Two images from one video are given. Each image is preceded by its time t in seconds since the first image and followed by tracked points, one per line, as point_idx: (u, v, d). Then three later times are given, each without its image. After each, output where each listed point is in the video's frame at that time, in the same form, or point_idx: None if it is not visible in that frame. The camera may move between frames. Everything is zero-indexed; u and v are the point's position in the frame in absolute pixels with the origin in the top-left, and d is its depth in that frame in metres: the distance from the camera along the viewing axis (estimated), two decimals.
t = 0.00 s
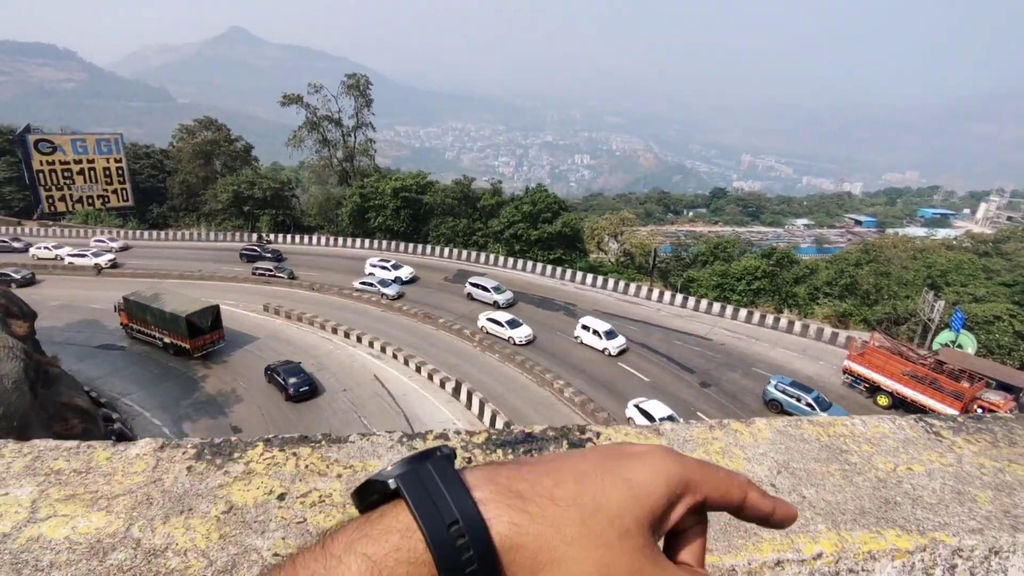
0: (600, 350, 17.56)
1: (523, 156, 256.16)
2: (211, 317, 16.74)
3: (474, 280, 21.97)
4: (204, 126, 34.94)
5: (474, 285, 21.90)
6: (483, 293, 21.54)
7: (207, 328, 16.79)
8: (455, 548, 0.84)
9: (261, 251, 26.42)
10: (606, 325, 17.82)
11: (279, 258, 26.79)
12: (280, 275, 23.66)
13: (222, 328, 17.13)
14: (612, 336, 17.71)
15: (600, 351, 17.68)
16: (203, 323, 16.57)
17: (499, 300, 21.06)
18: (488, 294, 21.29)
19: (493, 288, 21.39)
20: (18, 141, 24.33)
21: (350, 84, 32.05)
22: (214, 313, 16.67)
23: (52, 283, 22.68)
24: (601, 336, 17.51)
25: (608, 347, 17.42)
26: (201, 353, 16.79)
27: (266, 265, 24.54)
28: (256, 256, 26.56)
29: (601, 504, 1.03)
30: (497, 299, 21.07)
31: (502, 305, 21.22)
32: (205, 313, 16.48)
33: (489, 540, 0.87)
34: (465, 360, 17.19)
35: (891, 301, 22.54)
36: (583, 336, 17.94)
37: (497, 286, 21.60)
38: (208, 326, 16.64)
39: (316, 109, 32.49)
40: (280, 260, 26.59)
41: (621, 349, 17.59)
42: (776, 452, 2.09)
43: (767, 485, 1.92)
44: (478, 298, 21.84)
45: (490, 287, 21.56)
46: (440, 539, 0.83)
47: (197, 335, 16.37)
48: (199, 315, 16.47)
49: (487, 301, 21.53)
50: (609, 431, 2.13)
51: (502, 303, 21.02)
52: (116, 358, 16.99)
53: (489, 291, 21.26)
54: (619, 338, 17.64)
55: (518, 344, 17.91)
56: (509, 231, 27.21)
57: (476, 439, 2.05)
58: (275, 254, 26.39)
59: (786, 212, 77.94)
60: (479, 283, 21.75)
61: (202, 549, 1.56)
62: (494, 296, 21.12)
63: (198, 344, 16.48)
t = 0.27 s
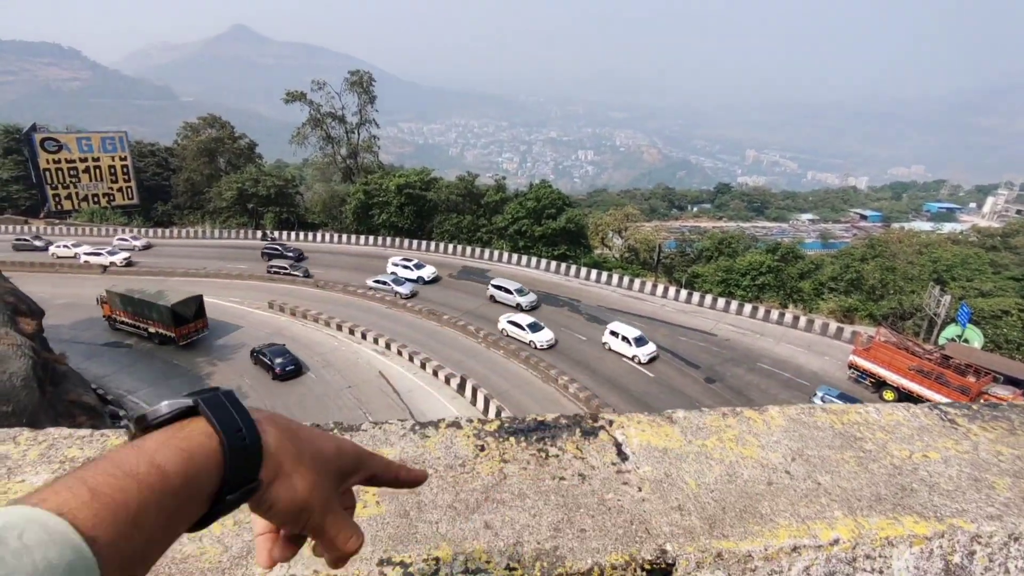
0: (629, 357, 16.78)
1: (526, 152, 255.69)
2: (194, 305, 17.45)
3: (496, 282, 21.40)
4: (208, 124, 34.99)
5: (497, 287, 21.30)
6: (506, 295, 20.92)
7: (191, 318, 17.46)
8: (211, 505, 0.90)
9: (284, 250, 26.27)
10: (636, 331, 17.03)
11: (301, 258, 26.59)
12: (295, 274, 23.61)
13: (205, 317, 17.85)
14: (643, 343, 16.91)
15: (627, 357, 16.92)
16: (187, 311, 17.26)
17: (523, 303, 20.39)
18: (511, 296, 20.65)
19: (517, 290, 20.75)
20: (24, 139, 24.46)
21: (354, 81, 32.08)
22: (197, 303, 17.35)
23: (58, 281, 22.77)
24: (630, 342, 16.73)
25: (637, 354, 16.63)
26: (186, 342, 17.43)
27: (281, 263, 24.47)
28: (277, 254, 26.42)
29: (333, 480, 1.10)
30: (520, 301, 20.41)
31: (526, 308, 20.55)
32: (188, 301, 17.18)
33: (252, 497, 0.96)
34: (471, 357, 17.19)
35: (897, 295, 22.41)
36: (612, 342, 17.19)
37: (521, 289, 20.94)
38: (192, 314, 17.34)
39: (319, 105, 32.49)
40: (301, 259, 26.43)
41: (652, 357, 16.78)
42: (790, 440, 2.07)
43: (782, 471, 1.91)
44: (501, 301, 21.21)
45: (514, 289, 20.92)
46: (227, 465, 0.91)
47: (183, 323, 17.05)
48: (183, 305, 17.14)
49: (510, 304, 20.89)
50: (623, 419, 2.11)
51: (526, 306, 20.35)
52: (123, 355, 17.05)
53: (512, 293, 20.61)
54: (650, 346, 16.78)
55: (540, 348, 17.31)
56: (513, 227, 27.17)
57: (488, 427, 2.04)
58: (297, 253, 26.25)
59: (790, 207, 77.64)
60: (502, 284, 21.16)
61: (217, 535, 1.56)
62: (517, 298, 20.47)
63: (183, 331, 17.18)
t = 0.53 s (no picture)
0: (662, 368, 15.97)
1: (532, 150, 255.21)
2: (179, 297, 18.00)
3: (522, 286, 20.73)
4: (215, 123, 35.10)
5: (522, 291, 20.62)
6: (531, 299, 20.22)
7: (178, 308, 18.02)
8: None
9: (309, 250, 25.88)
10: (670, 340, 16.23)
11: (325, 258, 26.28)
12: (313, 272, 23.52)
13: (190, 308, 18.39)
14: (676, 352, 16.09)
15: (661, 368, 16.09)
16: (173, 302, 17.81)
17: (548, 307, 19.68)
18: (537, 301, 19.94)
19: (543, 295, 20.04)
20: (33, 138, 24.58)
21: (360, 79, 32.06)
22: (182, 293, 17.89)
23: (67, 279, 22.91)
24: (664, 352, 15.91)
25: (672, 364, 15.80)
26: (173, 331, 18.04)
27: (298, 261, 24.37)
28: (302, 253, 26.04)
29: None
30: (546, 306, 19.70)
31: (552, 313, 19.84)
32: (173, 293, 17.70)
33: None
34: (476, 354, 17.19)
35: (907, 292, 22.21)
36: (643, 351, 16.40)
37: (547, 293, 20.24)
38: (178, 304, 17.91)
39: (326, 104, 32.34)
40: (326, 259, 26.13)
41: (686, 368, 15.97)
42: (801, 439, 2.03)
43: (792, 471, 1.87)
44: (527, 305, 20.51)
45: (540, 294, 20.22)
46: None
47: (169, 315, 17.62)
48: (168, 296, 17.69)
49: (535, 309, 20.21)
50: (631, 417, 2.08)
51: (551, 312, 19.62)
52: (132, 353, 17.13)
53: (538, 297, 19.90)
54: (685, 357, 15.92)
55: (563, 354, 16.68)
56: (519, 224, 27.11)
57: (493, 425, 2.01)
58: (323, 252, 25.91)
59: (798, 204, 77.13)
60: (528, 288, 20.47)
61: (219, 534, 1.54)
62: (544, 303, 19.76)
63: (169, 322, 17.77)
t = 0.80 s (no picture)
0: (698, 379, 15.14)
1: (537, 148, 254.91)
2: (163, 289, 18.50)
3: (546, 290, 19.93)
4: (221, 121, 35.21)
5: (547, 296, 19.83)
6: (556, 305, 19.42)
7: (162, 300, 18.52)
8: None
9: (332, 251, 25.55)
10: (706, 352, 15.43)
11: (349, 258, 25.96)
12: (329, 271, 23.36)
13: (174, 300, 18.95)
14: (714, 365, 15.26)
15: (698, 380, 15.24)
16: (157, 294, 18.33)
17: (574, 313, 18.87)
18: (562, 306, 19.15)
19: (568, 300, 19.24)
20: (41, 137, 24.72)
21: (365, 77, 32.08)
22: (167, 286, 18.38)
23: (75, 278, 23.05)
24: (700, 364, 15.02)
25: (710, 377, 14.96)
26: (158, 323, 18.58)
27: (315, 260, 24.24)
28: (326, 254, 25.74)
29: None
30: (571, 312, 18.90)
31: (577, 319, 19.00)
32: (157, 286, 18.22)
33: None
34: (481, 352, 17.21)
35: (913, 290, 22.10)
36: (676, 361, 15.61)
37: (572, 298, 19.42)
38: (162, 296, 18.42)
39: (331, 102, 32.50)
40: (349, 260, 25.81)
41: (722, 381, 15.18)
42: (809, 436, 2.02)
43: (801, 468, 1.86)
44: (551, 310, 19.74)
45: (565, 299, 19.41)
46: None
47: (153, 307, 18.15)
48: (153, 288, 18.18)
49: (559, 314, 19.40)
50: (637, 415, 2.07)
51: (576, 317, 18.80)
52: (139, 351, 17.23)
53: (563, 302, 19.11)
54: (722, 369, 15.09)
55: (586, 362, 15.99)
56: (524, 222, 27.09)
57: (500, 422, 2.01)
58: (347, 253, 25.60)
59: (804, 201, 76.80)
60: (553, 293, 19.66)
61: (227, 530, 1.55)
62: (568, 308, 18.96)
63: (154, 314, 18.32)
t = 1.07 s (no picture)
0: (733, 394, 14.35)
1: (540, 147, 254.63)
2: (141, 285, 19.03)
3: (569, 297, 19.22)
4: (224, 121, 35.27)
5: (569, 303, 19.13)
6: (579, 312, 18.70)
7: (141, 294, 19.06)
8: None
9: (352, 252, 25.18)
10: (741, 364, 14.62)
11: (369, 260, 25.59)
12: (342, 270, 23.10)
13: (152, 294, 19.51)
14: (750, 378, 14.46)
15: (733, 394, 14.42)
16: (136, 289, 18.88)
17: (597, 321, 18.13)
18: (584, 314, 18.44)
19: (591, 308, 18.51)
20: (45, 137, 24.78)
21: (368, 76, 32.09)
22: (146, 280, 19.01)
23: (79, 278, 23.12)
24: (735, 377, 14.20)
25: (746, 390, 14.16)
26: (138, 316, 19.14)
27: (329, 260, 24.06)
28: (345, 255, 25.37)
29: None
30: (594, 320, 18.17)
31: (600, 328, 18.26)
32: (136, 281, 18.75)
33: None
34: (483, 350, 17.23)
35: (917, 287, 22.05)
36: (710, 373, 14.77)
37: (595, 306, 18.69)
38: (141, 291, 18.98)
39: (333, 101, 32.50)
40: (368, 262, 25.43)
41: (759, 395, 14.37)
42: (806, 432, 2.02)
43: (798, 464, 1.86)
44: (574, 318, 19.03)
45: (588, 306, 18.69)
46: None
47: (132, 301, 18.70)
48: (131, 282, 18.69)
49: (582, 322, 18.69)
50: (635, 411, 2.08)
51: (599, 326, 18.06)
52: (143, 350, 17.27)
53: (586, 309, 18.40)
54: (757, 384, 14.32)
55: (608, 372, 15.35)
56: (526, 221, 27.09)
57: (498, 419, 2.01)
58: (367, 255, 25.22)
59: (808, 199, 76.61)
60: (575, 300, 18.97)
61: (225, 525, 1.56)
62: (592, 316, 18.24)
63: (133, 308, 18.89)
